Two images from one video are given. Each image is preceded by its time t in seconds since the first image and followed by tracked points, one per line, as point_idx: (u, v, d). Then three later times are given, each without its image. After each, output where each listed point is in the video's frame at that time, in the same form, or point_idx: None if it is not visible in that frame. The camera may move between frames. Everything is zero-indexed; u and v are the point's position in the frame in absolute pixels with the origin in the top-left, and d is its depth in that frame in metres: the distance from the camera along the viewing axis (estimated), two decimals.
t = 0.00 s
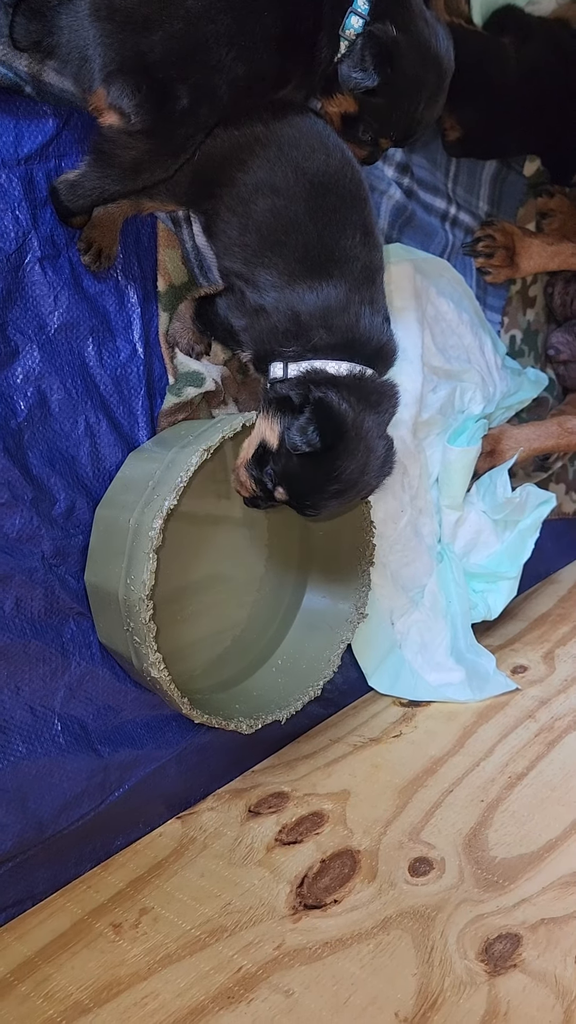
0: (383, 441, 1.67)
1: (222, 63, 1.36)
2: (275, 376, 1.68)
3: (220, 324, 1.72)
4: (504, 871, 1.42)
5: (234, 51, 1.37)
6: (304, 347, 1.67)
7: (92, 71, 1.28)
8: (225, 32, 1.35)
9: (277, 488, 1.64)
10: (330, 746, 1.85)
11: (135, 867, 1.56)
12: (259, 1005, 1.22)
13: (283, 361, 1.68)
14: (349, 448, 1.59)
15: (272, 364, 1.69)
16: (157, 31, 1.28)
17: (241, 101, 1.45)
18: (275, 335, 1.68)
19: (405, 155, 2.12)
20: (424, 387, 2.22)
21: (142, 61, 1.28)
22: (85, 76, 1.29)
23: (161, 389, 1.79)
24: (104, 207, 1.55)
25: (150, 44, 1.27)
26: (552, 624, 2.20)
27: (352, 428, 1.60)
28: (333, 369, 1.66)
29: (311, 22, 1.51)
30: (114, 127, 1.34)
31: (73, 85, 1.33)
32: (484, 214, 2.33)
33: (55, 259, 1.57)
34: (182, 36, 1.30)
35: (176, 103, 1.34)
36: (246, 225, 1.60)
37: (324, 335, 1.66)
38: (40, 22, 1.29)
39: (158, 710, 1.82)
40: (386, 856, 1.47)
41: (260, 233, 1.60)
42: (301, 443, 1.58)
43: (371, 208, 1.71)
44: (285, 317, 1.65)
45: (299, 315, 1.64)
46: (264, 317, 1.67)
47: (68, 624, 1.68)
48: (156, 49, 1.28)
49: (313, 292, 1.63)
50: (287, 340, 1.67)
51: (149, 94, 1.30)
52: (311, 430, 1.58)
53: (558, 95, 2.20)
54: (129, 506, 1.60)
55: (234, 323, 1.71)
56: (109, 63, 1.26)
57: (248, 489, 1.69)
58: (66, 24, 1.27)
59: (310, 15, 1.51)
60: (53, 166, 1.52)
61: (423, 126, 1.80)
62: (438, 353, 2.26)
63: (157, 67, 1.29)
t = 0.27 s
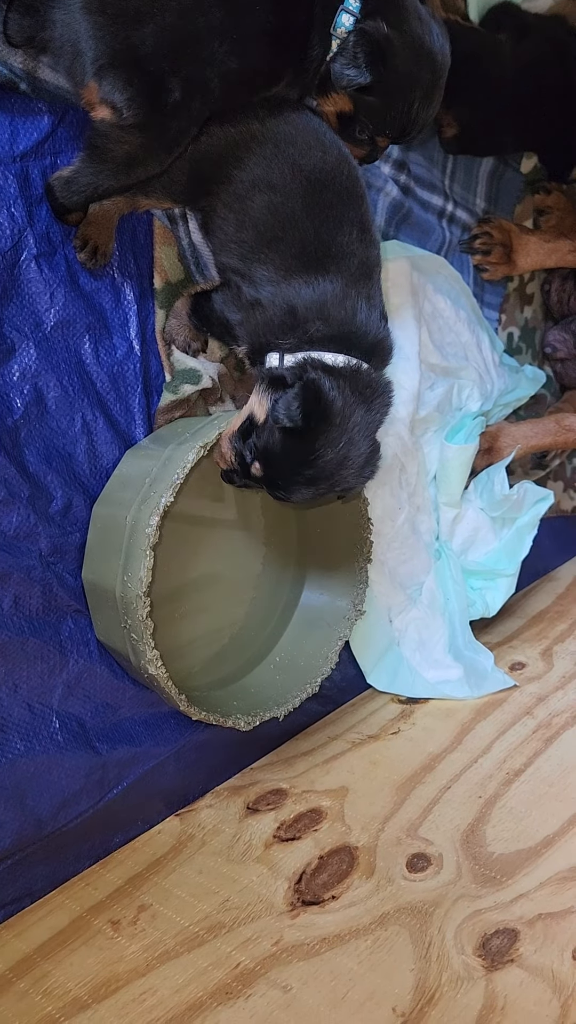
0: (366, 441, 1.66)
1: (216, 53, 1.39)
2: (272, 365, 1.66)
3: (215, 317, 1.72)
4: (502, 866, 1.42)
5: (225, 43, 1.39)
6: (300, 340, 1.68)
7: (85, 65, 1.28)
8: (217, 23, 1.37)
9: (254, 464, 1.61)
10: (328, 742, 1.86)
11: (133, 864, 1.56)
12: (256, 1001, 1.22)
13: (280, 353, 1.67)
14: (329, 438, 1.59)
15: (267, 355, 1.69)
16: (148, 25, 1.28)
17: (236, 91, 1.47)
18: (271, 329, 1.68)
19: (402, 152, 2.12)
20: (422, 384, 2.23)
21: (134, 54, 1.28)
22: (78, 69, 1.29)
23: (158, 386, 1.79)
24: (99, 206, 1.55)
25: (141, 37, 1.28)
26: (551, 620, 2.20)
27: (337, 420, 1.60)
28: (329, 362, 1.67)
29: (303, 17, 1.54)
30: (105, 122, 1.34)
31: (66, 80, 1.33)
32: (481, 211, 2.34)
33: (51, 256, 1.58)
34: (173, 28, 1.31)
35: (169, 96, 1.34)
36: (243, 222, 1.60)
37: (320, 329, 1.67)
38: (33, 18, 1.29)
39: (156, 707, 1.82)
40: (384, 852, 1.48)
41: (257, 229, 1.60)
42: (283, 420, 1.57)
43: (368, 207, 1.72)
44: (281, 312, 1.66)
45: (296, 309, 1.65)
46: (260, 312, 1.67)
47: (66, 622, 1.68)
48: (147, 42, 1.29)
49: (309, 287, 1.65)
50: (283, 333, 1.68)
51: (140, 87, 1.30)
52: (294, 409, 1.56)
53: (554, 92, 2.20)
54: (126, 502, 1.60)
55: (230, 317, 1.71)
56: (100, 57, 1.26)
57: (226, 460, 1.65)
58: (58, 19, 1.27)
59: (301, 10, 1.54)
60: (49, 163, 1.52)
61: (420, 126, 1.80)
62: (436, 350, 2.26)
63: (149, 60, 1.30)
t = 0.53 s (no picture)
0: (355, 438, 1.66)
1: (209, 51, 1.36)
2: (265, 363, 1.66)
3: (212, 315, 1.72)
4: (499, 863, 1.42)
5: (219, 39, 1.37)
6: (296, 339, 1.67)
7: (76, 58, 1.28)
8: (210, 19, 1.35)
9: (244, 458, 1.59)
10: (326, 740, 1.86)
11: (131, 861, 1.57)
12: (254, 997, 1.22)
13: (275, 351, 1.66)
14: (320, 435, 1.60)
15: (263, 353, 1.68)
16: (142, 18, 1.27)
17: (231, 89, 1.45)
18: (267, 329, 1.67)
19: (399, 149, 2.12)
20: (419, 382, 2.23)
21: (125, 47, 1.28)
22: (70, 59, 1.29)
23: (155, 384, 1.79)
24: (95, 200, 1.55)
25: (133, 31, 1.27)
26: (548, 618, 2.20)
27: (331, 414, 1.61)
28: (325, 360, 1.65)
29: (300, 16, 1.53)
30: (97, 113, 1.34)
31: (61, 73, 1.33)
32: (478, 209, 2.34)
33: (48, 254, 1.57)
34: (168, 22, 1.30)
35: (160, 90, 1.34)
36: (239, 222, 1.60)
37: (316, 327, 1.66)
38: (29, 13, 1.29)
39: (154, 705, 1.82)
40: (381, 849, 1.48)
41: (254, 229, 1.60)
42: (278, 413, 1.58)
43: (365, 208, 1.73)
44: (278, 312, 1.65)
45: (292, 309, 1.65)
46: (256, 312, 1.66)
47: (63, 620, 1.68)
48: (138, 36, 1.28)
49: (306, 287, 1.64)
50: (278, 332, 1.67)
51: (135, 84, 1.31)
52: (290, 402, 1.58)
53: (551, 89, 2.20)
54: (123, 500, 1.60)
55: (227, 316, 1.71)
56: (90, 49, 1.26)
57: (215, 458, 1.61)
58: (54, 11, 1.27)
59: (299, 9, 1.52)
60: (45, 161, 1.52)
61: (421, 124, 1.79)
62: (433, 348, 2.26)
63: (140, 53, 1.29)
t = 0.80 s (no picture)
0: (350, 444, 1.65)
1: (196, 48, 1.37)
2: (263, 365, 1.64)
3: (210, 317, 1.71)
4: (497, 861, 1.42)
5: (208, 35, 1.38)
6: (294, 338, 1.67)
7: (61, 47, 1.27)
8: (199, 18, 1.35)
9: (240, 462, 1.59)
10: (324, 739, 1.86)
11: (129, 860, 1.57)
12: (252, 996, 1.22)
13: (272, 352, 1.65)
14: (315, 441, 1.58)
15: (261, 354, 1.66)
16: (130, 11, 1.28)
17: (222, 88, 1.45)
18: (265, 329, 1.67)
19: (397, 148, 2.12)
20: (417, 381, 2.23)
21: (113, 38, 1.27)
22: (55, 49, 1.28)
23: (153, 383, 1.79)
24: (92, 200, 1.54)
25: (119, 23, 1.27)
26: (546, 617, 2.20)
27: (326, 419, 1.60)
28: (322, 363, 1.65)
29: (295, 16, 1.54)
30: (80, 107, 1.33)
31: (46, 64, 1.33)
32: (477, 208, 2.34)
33: (46, 253, 1.57)
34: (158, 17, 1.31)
35: (145, 82, 1.34)
36: (237, 222, 1.60)
37: (314, 329, 1.67)
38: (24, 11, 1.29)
39: (152, 704, 1.82)
40: (379, 847, 1.48)
41: (252, 230, 1.61)
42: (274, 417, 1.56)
43: (363, 210, 1.74)
44: (276, 312, 1.65)
45: (290, 309, 1.65)
46: (254, 312, 1.66)
47: (61, 619, 1.68)
48: (125, 29, 1.28)
49: (304, 287, 1.65)
50: (277, 333, 1.67)
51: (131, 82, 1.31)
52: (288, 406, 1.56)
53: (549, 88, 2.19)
54: (120, 500, 1.60)
55: (224, 317, 1.70)
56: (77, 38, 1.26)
57: (212, 459, 1.63)
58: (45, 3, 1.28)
59: (294, 8, 1.53)
60: (43, 160, 1.52)
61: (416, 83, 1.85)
62: (431, 347, 2.26)
63: (127, 45, 1.29)
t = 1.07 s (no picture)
0: (347, 453, 1.66)
1: (189, 46, 1.38)
2: (263, 369, 1.67)
3: (209, 319, 1.73)
4: (496, 862, 1.42)
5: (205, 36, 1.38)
6: (296, 342, 1.70)
7: (46, 42, 1.29)
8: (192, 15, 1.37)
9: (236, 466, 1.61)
10: (323, 739, 1.86)
11: (128, 860, 1.57)
12: (251, 997, 1.23)
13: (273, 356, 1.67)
14: (311, 450, 1.60)
15: (261, 356, 1.69)
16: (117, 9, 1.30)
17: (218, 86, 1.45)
18: (265, 331, 1.70)
19: (396, 148, 2.11)
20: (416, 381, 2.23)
21: (96, 33, 1.28)
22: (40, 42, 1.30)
23: (152, 383, 1.79)
24: (91, 200, 1.55)
25: (106, 19, 1.29)
26: (545, 618, 2.21)
27: (323, 427, 1.61)
28: (322, 368, 1.67)
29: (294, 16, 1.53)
30: (62, 104, 1.35)
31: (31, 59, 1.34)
32: (476, 208, 2.34)
33: (45, 253, 1.57)
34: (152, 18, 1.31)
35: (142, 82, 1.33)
36: (237, 223, 1.63)
37: (315, 334, 1.70)
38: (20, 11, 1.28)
39: (151, 704, 1.82)
40: (378, 847, 1.48)
41: (251, 231, 1.64)
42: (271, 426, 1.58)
43: (362, 213, 1.77)
44: (276, 316, 1.68)
45: (289, 312, 1.68)
46: (254, 314, 1.69)
47: (60, 619, 1.68)
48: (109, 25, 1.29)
49: (304, 289, 1.68)
50: (278, 337, 1.70)
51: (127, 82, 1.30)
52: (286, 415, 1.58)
53: (549, 88, 2.19)
54: (119, 500, 1.60)
55: (223, 319, 1.72)
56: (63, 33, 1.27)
57: (208, 459, 1.66)
58: None
59: (292, 8, 1.52)
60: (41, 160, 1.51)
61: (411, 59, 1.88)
62: (430, 347, 2.26)
63: (111, 40, 1.30)
